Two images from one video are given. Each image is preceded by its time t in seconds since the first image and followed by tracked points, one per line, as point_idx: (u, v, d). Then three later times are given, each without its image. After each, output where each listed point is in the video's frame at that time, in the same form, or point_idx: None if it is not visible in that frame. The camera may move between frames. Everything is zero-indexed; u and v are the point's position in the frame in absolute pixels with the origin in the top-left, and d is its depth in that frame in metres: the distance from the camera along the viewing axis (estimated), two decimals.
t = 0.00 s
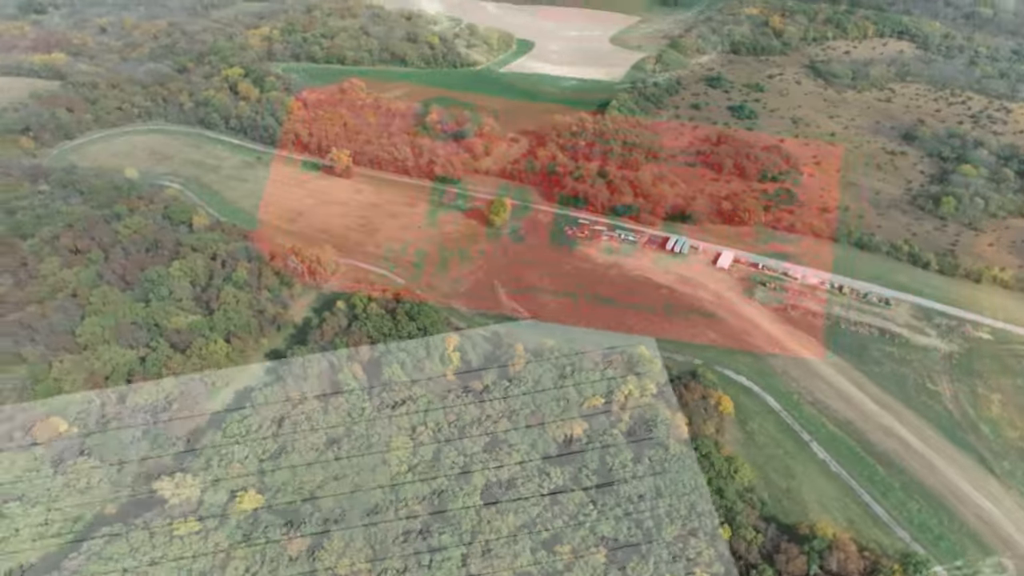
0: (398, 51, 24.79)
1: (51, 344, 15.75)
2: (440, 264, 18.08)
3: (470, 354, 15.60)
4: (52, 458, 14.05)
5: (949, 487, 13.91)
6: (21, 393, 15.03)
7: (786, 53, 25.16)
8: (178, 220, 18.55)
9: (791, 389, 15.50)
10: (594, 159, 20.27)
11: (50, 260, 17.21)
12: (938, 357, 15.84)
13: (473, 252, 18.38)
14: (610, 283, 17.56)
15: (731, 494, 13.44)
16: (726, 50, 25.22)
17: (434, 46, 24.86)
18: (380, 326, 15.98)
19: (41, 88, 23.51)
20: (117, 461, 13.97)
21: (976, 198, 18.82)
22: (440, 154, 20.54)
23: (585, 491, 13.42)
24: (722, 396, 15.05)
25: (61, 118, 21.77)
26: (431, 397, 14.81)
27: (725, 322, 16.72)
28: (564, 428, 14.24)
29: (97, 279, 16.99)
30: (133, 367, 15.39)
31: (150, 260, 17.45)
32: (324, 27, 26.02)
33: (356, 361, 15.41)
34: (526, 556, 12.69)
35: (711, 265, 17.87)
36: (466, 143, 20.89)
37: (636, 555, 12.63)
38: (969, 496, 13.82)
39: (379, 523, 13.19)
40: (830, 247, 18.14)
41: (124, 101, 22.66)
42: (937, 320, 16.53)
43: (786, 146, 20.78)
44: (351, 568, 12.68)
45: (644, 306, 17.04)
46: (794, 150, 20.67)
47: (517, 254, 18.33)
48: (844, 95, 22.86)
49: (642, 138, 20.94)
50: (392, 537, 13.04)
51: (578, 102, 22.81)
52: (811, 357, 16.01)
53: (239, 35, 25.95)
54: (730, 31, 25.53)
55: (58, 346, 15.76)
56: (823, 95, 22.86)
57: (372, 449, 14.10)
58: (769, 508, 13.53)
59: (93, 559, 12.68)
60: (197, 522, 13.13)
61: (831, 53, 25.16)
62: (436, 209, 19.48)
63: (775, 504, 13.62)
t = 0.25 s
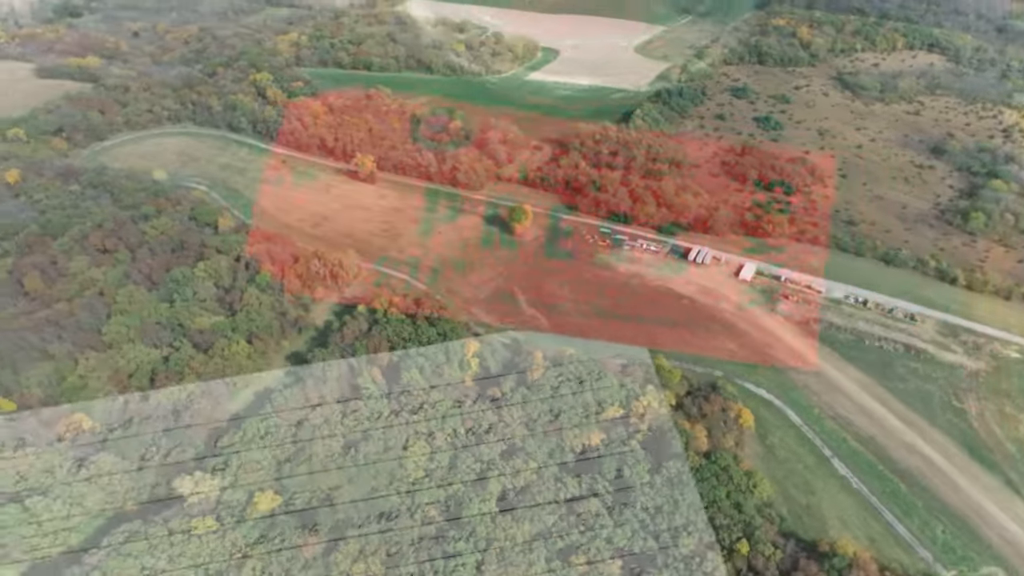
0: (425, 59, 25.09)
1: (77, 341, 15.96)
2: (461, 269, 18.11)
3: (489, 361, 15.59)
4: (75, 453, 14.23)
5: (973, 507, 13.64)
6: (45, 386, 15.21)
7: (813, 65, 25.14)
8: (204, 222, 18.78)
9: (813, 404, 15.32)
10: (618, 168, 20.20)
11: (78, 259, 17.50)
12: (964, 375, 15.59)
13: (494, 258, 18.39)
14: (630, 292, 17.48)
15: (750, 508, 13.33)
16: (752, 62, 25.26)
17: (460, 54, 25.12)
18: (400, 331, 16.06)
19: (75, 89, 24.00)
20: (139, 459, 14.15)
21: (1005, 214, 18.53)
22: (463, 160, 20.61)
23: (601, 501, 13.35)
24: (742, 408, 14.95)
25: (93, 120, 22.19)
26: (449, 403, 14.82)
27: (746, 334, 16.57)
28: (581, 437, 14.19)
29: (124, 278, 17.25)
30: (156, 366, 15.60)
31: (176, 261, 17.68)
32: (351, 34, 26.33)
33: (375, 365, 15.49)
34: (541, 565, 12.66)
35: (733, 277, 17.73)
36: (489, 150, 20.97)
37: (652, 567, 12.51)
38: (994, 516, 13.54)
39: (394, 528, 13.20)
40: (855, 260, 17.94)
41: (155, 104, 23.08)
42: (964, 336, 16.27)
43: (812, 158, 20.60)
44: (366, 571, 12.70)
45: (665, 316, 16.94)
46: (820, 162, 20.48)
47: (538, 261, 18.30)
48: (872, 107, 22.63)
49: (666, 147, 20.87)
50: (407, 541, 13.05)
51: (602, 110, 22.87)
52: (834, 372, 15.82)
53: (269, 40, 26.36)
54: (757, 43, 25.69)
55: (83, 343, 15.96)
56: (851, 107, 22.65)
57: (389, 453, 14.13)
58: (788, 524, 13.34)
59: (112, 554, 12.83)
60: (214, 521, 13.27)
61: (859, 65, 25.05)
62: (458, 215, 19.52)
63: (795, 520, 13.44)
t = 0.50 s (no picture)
0: (451, 68, 25.42)
1: (104, 340, 16.21)
2: (483, 278, 18.13)
3: (508, 370, 15.50)
4: (100, 451, 14.38)
5: (999, 531, 13.39)
6: (72, 384, 15.48)
7: (842, 79, 25.04)
8: (231, 225, 18.99)
9: (836, 421, 15.15)
10: (642, 179, 20.09)
11: (107, 260, 17.79)
12: (993, 395, 15.37)
13: (516, 267, 18.37)
14: (652, 304, 17.36)
15: (769, 525, 13.19)
16: (779, 74, 25.17)
17: (487, 63, 25.34)
18: (420, 338, 16.12)
19: (108, 93, 24.49)
20: (161, 458, 14.30)
21: None
22: (487, 169, 20.60)
23: (618, 514, 13.24)
24: (763, 424, 14.82)
25: (125, 123, 22.62)
26: (467, 411, 14.79)
27: (769, 349, 16.38)
28: (599, 448, 14.09)
29: (150, 279, 17.50)
30: (180, 367, 15.82)
31: (203, 263, 17.87)
32: (379, 42, 26.61)
33: (395, 372, 15.54)
34: None
35: (757, 291, 17.55)
36: (513, 159, 20.94)
37: None
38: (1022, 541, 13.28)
39: (411, 535, 13.23)
40: (882, 277, 17.68)
41: (185, 109, 23.49)
42: (993, 356, 16.01)
43: (839, 172, 20.38)
44: None
45: (686, 329, 16.83)
46: (848, 176, 20.25)
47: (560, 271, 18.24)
48: (901, 121, 22.36)
49: (691, 159, 20.77)
50: (423, 549, 13.08)
51: (627, 122, 22.85)
52: (858, 390, 15.63)
53: (298, 47, 26.74)
54: (785, 55, 25.56)
55: (110, 343, 16.22)
56: (880, 121, 22.39)
57: (407, 460, 14.15)
58: (809, 542, 13.20)
59: (132, 552, 13.01)
60: (233, 522, 13.36)
61: (889, 79, 24.84)
62: (481, 224, 19.54)
63: (816, 538, 13.26)
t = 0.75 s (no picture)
0: (472, 75, 25.40)
1: (126, 341, 16.44)
2: (501, 286, 18.09)
3: (524, 378, 15.40)
4: (119, 451, 14.49)
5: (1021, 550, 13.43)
6: (93, 384, 15.65)
7: (866, 90, 24.82)
8: (252, 228, 18.96)
9: (856, 437, 15.12)
10: (662, 188, 19.87)
11: (130, 261, 18.02)
12: (1016, 412, 15.20)
13: (534, 276, 18.34)
14: (670, 315, 17.28)
15: (785, 540, 13.28)
16: (802, 85, 25.07)
17: (508, 72, 25.32)
18: (438, 344, 16.16)
19: (135, 98, 24.89)
20: (178, 458, 14.42)
21: None
22: (506, 176, 20.53)
23: (632, 526, 13.23)
24: (781, 437, 14.79)
25: (151, 128, 22.98)
26: (482, 419, 14.72)
27: (787, 361, 16.38)
28: (615, 459, 14.03)
29: (172, 282, 17.72)
30: (199, 369, 16.03)
31: (223, 267, 17.99)
32: (402, 50, 26.86)
33: (411, 378, 15.53)
34: None
35: (777, 303, 17.41)
36: (533, 167, 20.94)
37: None
38: None
39: (424, 542, 13.26)
40: (904, 291, 17.44)
41: (210, 113, 23.81)
42: (1017, 374, 15.78)
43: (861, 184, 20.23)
44: None
45: (705, 340, 16.74)
46: (870, 189, 20.06)
47: (578, 279, 18.17)
48: (926, 134, 22.12)
49: (712, 171, 20.66)
50: (437, 556, 13.10)
51: (647, 131, 22.80)
52: (878, 405, 15.60)
53: (322, 54, 27.04)
54: (808, 66, 25.46)
55: (132, 344, 16.45)
56: (903, 134, 22.19)
57: (422, 466, 14.16)
58: (827, 558, 13.23)
59: (147, 552, 13.24)
60: (248, 525, 13.52)
61: (913, 91, 24.65)
62: (500, 232, 19.56)
63: (832, 554, 13.30)
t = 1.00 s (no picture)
0: (487, 84, 25.04)
1: (140, 345, 16.62)
2: (513, 295, 17.93)
3: (534, 387, 15.31)
4: (130, 454, 14.57)
5: None
6: (107, 387, 15.78)
7: (882, 103, 24.78)
8: (266, 234, 19.03)
9: (870, 451, 14.92)
10: (676, 199, 19.79)
11: (145, 266, 18.21)
12: None
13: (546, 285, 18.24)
14: (683, 325, 17.20)
15: (797, 554, 13.05)
16: (818, 97, 25.01)
17: (521, 80, 24.78)
18: (449, 351, 16.15)
19: (154, 105, 25.19)
20: (188, 460, 14.47)
21: None
22: (519, 185, 20.54)
23: (641, 537, 13.21)
24: (794, 450, 14.60)
25: (169, 134, 23.25)
26: (493, 427, 14.67)
27: (800, 372, 16.33)
28: (625, 470, 14.00)
29: (187, 286, 17.86)
30: (211, 374, 16.20)
31: (236, 273, 17.98)
32: (418, 59, 27.09)
33: (422, 385, 15.49)
34: None
35: (789, 314, 17.34)
36: (546, 177, 20.90)
37: None
38: None
39: (432, 549, 13.25)
40: (920, 304, 17.29)
41: (226, 120, 24.05)
42: None
43: (877, 196, 20.07)
44: None
45: (717, 350, 16.66)
46: (886, 201, 19.94)
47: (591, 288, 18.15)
48: (943, 147, 21.96)
49: (726, 182, 20.53)
50: (445, 563, 13.11)
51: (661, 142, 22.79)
52: (893, 419, 15.43)
53: (339, 63, 27.28)
54: (824, 78, 25.43)
55: (146, 348, 16.62)
56: (920, 146, 22.03)
57: (431, 474, 14.11)
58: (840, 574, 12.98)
59: (156, 555, 13.25)
60: (257, 530, 13.56)
61: (930, 104, 24.50)
62: (512, 240, 19.41)
63: (845, 570, 13.03)
